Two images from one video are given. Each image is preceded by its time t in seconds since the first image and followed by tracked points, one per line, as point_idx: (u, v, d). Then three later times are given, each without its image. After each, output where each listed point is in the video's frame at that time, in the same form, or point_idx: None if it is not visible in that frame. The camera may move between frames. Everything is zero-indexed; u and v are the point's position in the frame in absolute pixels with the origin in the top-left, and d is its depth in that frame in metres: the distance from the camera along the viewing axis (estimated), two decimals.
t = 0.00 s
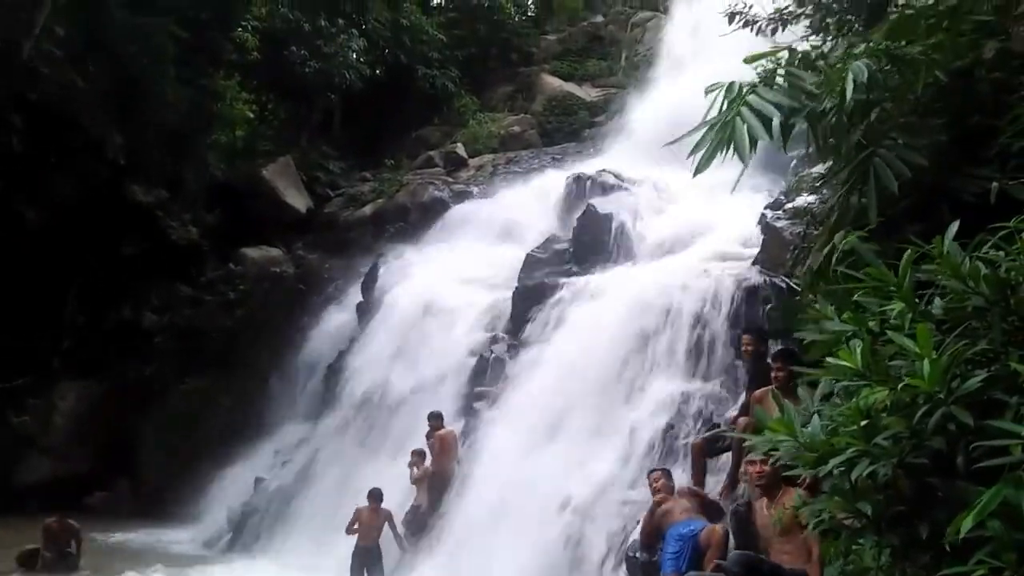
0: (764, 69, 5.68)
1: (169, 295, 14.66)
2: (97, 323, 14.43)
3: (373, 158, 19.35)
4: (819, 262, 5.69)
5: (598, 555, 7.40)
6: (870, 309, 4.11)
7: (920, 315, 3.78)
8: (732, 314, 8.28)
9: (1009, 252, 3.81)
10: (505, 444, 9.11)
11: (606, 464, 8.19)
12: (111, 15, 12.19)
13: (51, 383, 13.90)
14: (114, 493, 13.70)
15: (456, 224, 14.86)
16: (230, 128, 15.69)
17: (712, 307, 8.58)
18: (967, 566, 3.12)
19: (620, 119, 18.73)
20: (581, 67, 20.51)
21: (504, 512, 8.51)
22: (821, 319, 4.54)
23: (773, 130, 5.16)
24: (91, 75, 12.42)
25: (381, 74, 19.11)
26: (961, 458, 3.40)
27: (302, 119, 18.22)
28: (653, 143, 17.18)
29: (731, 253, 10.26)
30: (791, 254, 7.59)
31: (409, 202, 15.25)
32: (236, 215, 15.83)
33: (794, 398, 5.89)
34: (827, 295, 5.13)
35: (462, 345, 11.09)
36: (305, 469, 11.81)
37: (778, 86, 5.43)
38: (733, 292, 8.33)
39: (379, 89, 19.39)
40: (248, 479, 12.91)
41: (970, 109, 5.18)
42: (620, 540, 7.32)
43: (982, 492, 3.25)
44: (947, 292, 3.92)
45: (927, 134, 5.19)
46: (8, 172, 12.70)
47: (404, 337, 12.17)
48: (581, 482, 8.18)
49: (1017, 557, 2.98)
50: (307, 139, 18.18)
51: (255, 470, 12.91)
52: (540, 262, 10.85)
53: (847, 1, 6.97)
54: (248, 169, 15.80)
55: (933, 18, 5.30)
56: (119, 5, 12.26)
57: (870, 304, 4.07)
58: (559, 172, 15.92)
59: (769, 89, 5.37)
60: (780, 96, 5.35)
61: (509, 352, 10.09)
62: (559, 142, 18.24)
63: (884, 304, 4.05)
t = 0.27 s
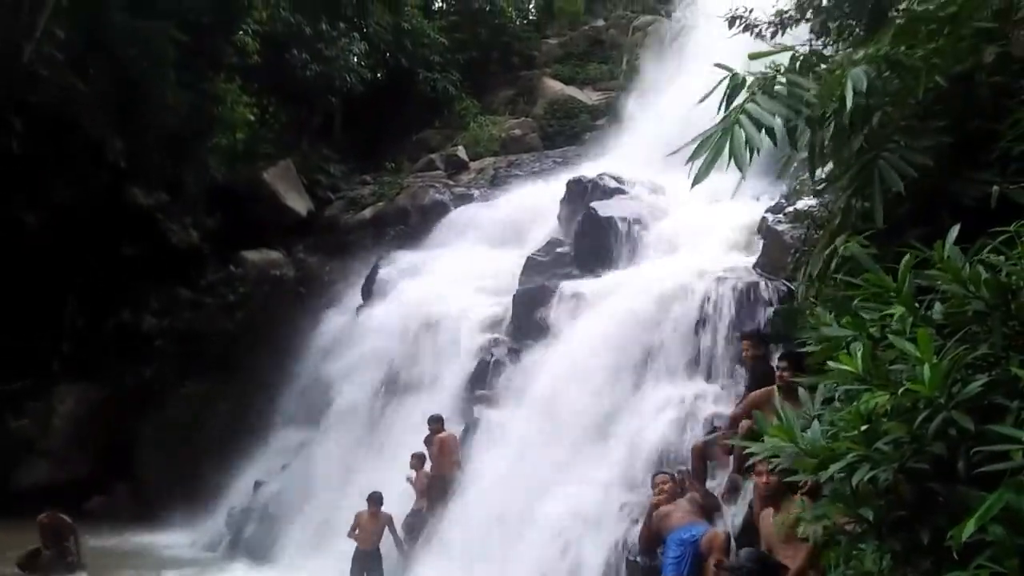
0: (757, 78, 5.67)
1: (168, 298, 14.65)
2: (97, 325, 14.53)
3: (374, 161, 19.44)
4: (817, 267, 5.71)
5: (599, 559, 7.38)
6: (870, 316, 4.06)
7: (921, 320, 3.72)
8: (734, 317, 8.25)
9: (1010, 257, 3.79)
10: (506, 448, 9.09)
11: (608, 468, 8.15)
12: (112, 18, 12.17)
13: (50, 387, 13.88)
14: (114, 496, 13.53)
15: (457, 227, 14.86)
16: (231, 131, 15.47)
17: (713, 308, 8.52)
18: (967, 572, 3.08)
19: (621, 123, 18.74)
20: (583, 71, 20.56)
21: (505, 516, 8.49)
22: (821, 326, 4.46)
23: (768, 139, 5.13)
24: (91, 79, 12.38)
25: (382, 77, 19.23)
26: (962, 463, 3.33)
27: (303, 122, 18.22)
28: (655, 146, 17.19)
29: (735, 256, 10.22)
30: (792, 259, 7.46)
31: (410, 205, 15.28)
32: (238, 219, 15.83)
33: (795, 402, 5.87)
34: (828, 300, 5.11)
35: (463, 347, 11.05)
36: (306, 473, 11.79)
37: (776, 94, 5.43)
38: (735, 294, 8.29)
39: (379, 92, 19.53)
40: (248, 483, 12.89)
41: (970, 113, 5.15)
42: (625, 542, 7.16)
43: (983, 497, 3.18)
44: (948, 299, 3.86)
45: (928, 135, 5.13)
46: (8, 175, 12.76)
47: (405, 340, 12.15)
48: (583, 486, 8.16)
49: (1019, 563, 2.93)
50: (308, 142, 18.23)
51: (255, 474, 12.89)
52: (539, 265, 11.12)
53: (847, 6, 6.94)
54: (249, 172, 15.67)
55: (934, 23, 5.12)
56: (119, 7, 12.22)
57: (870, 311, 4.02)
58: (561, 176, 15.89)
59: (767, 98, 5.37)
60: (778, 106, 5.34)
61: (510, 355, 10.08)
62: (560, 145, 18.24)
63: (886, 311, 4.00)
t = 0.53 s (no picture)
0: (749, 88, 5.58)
1: (169, 301, 14.79)
2: (97, 328, 14.47)
3: (374, 163, 19.44)
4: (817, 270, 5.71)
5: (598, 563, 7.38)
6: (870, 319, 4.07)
7: (922, 323, 3.72)
8: (734, 320, 8.21)
9: (1010, 260, 3.77)
10: (507, 452, 9.09)
11: (608, 472, 8.15)
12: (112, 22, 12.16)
13: (50, 386, 13.78)
14: (113, 500, 13.58)
15: (457, 229, 14.87)
16: (232, 133, 15.42)
17: (714, 311, 8.47)
18: None
19: (621, 126, 18.73)
20: (583, 75, 20.51)
21: (506, 520, 8.51)
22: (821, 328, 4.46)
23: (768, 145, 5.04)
24: (91, 81, 12.37)
25: (382, 80, 19.23)
26: (963, 467, 3.27)
27: (304, 125, 18.19)
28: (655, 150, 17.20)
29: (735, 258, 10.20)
30: (793, 260, 7.48)
31: (410, 208, 15.28)
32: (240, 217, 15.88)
33: (795, 405, 5.85)
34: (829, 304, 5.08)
35: (463, 350, 11.02)
36: (306, 476, 11.79)
37: (776, 100, 5.30)
38: (735, 296, 8.23)
39: (379, 95, 19.52)
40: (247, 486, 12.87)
41: (970, 117, 5.14)
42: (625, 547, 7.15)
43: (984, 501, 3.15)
44: (948, 302, 3.87)
45: (929, 139, 5.10)
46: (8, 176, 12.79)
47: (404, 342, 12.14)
48: (584, 490, 8.16)
49: (1019, 568, 2.91)
50: (308, 145, 18.23)
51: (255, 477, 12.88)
52: (540, 269, 11.06)
53: (847, 10, 6.95)
54: (250, 174, 15.74)
55: (934, 27, 5.20)
56: (121, 9, 12.21)
57: (870, 314, 4.04)
58: (562, 179, 15.88)
59: (767, 106, 5.26)
60: (781, 112, 5.24)
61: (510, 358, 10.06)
62: (561, 148, 18.22)
63: (886, 314, 4.02)
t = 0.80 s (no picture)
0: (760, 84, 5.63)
1: (168, 303, 14.96)
2: (96, 329, 14.61)
3: (375, 165, 19.49)
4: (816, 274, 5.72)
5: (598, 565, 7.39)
6: (871, 321, 4.03)
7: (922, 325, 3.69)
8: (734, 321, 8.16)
9: (1012, 261, 3.73)
10: (506, 453, 9.09)
11: (608, 474, 8.15)
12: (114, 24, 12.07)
13: (50, 389, 13.79)
14: (113, 501, 13.56)
15: (458, 233, 14.95)
16: (234, 135, 15.24)
17: (713, 312, 8.43)
18: None
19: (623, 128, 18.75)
20: (584, 76, 20.47)
21: (506, 521, 8.51)
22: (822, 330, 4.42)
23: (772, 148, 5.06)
24: (93, 82, 12.27)
25: (384, 81, 19.21)
26: (964, 470, 3.24)
27: (306, 127, 18.19)
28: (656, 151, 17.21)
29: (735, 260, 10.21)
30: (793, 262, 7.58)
31: (411, 209, 15.29)
32: (239, 218, 15.96)
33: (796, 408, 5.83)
34: (829, 306, 5.06)
35: (464, 352, 11.01)
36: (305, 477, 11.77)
37: (780, 103, 5.36)
38: (736, 297, 8.18)
39: (380, 96, 19.55)
40: (248, 487, 12.87)
41: (971, 119, 5.12)
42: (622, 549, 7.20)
43: (985, 504, 3.13)
44: (949, 303, 3.83)
45: (928, 142, 5.03)
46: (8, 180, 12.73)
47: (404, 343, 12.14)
48: (583, 492, 8.16)
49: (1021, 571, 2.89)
50: (309, 146, 18.27)
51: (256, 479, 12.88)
52: (540, 271, 11.00)
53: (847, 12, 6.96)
54: (249, 175, 15.87)
55: (934, 30, 5.26)
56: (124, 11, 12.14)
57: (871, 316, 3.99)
58: (563, 181, 15.88)
59: (770, 107, 5.32)
60: (781, 115, 5.30)
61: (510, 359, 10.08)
62: (562, 149, 18.24)
63: (887, 316, 3.98)
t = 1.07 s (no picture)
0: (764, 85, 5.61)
1: (169, 303, 14.87)
2: (96, 328, 14.57)
3: (375, 165, 19.52)
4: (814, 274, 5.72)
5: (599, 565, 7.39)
6: (872, 321, 4.02)
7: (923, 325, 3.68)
8: (735, 322, 8.22)
9: (1012, 262, 3.72)
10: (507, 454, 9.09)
11: (609, 474, 8.16)
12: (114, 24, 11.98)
13: (49, 389, 13.82)
14: (111, 502, 13.70)
15: (458, 234, 14.98)
16: (233, 136, 15.24)
17: (714, 313, 8.45)
18: None
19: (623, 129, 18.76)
20: (585, 77, 20.49)
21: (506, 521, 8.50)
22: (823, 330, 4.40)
23: (777, 145, 5.09)
24: (93, 83, 12.25)
25: (385, 82, 19.20)
26: (965, 471, 3.24)
27: (307, 128, 18.18)
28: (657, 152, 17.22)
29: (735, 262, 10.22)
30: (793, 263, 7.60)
31: (411, 209, 15.28)
32: (240, 219, 15.94)
33: (798, 409, 5.81)
34: (829, 306, 5.04)
35: (464, 352, 11.02)
36: (305, 478, 11.77)
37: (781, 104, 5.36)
38: (737, 299, 8.21)
39: (381, 97, 19.54)
40: (247, 487, 12.87)
41: (971, 121, 5.12)
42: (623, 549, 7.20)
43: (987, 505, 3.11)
44: (950, 305, 3.82)
45: (927, 145, 5.05)
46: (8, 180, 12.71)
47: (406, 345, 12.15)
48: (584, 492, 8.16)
49: None
50: (309, 146, 18.28)
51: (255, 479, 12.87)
52: (540, 271, 11.08)
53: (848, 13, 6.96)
54: (249, 175, 15.83)
55: (934, 31, 5.23)
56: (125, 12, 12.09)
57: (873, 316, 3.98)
58: (564, 181, 15.89)
59: (773, 108, 5.30)
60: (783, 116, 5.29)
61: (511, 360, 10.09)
62: (562, 150, 18.25)
63: (888, 316, 3.97)
